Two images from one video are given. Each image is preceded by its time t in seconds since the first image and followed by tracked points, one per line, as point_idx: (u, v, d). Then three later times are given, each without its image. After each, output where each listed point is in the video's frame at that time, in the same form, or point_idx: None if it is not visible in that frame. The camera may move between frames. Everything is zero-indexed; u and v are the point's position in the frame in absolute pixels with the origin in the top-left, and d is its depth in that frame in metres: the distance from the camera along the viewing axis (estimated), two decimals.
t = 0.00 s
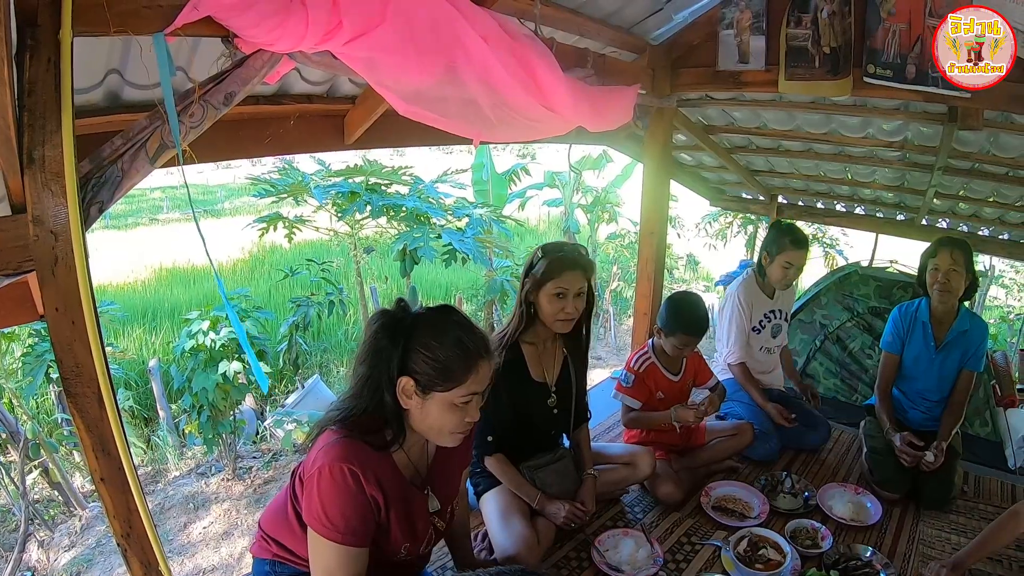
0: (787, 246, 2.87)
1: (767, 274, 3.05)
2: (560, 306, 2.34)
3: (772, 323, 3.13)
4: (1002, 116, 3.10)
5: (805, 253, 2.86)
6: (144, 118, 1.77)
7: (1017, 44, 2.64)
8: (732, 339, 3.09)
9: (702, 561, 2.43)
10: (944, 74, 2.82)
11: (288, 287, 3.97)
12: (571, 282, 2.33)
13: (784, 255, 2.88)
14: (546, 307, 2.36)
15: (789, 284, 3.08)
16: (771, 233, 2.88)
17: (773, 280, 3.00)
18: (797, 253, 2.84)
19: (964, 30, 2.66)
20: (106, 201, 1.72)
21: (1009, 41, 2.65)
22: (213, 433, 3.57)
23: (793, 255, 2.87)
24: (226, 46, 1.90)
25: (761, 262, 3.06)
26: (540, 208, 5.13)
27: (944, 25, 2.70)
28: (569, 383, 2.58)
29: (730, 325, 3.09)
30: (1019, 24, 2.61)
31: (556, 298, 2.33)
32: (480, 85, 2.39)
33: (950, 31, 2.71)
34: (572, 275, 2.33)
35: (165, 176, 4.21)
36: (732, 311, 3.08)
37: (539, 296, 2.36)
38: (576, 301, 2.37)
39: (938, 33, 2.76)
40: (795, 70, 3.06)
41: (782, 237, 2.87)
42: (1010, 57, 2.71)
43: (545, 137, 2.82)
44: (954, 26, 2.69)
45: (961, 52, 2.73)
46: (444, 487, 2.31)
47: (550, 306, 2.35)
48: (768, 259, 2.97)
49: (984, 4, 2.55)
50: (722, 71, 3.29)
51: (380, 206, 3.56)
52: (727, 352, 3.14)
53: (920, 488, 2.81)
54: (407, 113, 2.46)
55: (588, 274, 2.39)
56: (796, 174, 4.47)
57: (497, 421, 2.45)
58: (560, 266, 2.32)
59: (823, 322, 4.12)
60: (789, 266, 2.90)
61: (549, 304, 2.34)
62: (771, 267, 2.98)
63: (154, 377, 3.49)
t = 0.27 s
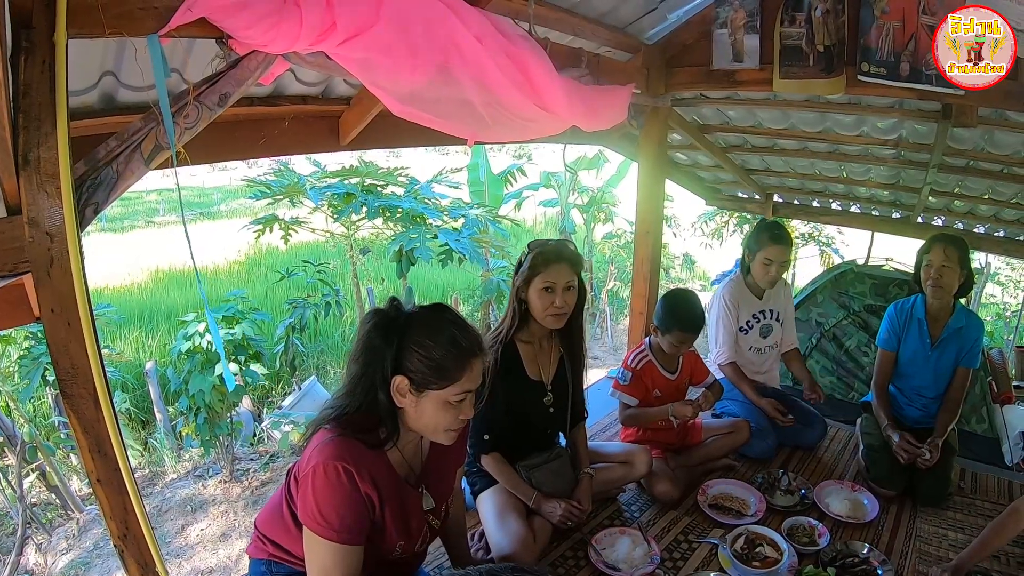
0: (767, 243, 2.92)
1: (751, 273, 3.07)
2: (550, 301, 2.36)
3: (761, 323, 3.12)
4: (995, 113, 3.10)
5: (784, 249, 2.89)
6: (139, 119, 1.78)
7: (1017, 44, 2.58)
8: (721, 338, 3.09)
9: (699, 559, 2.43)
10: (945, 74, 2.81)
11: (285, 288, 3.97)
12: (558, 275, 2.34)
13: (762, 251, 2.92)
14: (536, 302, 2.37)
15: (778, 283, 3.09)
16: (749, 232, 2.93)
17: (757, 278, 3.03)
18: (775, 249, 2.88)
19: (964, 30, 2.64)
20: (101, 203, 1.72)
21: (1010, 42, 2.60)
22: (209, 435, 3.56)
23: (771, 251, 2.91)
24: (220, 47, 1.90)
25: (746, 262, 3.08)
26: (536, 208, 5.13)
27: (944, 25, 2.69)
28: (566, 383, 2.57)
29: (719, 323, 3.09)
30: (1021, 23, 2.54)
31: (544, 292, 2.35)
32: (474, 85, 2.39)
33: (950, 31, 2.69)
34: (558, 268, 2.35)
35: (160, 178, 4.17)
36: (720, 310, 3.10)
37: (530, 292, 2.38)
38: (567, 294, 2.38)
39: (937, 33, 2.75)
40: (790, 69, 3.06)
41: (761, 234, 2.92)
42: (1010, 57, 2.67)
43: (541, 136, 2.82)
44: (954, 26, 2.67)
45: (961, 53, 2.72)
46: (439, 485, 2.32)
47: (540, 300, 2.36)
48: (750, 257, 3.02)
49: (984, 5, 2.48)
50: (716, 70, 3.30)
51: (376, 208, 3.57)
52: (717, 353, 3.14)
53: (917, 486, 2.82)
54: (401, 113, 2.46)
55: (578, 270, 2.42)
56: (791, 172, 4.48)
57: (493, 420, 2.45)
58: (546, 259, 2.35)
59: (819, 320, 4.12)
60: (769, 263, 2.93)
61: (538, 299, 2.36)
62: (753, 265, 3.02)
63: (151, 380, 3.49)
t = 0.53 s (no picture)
0: (757, 242, 2.93)
1: (743, 273, 3.08)
2: (547, 300, 2.36)
3: (753, 323, 3.13)
4: (989, 108, 3.12)
5: (774, 248, 2.90)
6: (135, 121, 1.79)
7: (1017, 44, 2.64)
8: (715, 337, 3.11)
9: (697, 554, 2.43)
10: (946, 75, 2.84)
11: (283, 290, 4.00)
12: (556, 275, 2.35)
13: (752, 249, 2.93)
14: (533, 301, 2.38)
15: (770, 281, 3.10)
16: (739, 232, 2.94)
17: (747, 276, 3.04)
18: (765, 247, 2.89)
19: (964, 30, 2.71)
20: (99, 203, 1.72)
21: (1010, 42, 2.66)
22: (209, 436, 3.56)
23: (761, 250, 2.92)
24: (216, 48, 1.91)
25: (737, 261, 3.09)
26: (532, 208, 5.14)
27: (944, 24, 2.75)
28: (561, 379, 2.59)
29: (711, 324, 3.12)
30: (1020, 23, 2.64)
31: (542, 292, 2.35)
32: (468, 85, 2.40)
33: (950, 31, 2.75)
34: (555, 268, 2.35)
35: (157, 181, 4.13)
36: (712, 309, 3.13)
37: (527, 291, 2.38)
38: (564, 293, 2.38)
39: (938, 34, 2.79)
40: (783, 65, 3.07)
41: (751, 233, 2.93)
42: (1010, 58, 2.70)
43: (535, 135, 2.83)
44: (954, 26, 2.73)
45: (961, 53, 2.76)
46: (435, 481, 2.33)
47: (538, 299, 2.36)
48: (741, 256, 3.03)
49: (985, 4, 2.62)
50: (710, 68, 3.32)
51: (373, 208, 3.59)
52: (711, 351, 3.17)
53: (915, 480, 2.82)
54: (395, 113, 2.47)
55: (573, 268, 2.42)
56: (787, 169, 4.50)
57: (489, 416, 2.46)
58: (545, 259, 2.34)
59: (816, 317, 4.13)
60: (759, 261, 2.93)
61: (536, 298, 2.36)
62: (743, 264, 3.03)
63: (151, 382, 3.51)
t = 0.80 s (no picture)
0: (747, 242, 2.94)
1: (734, 273, 3.09)
2: (540, 299, 2.38)
3: (745, 322, 3.15)
4: (978, 103, 3.13)
5: (764, 249, 2.92)
6: (127, 121, 1.79)
7: (1017, 45, 2.58)
8: (706, 337, 3.14)
9: (689, 548, 2.44)
10: (946, 75, 2.82)
11: (277, 291, 4.01)
12: (551, 276, 2.36)
13: (742, 250, 2.95)
14: (526, 300, 2.39)
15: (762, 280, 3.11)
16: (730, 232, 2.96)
17: (739, 276, 3.05)
18: (755, 248, 2.90)
19: (964, 30, 2.68)
20: (92, 204, 1.74)
21: (1010, 42, 2.61)
22: (204, 437, 3.55)
23: (752, 251, 2.93)
24: (207, 49, 1.93)
25: (728, 262, 3.10)
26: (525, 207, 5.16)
27: (944, 25, 2.72)
28: (552, 377, 2.61)
29: (703, 324, 3.15)
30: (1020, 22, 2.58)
31: (535, 292, 2.37)
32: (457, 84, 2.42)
33: (950, 31, 2.72)
34: (549, 269, 2.36)
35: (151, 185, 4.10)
36: (704, 309, 3.15)
37: (519, 290, 2.39)
38: (556, 293, 2.41)
39: (937, 34, 2.77)
40: (771, 63, 3.09)
41: (742, 233, 2.95)
42: (1012, 58, 2.65)
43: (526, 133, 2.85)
44: (954, 26, 2.70)
45: (961, 53, 2.73)
46: (426, 478, 2.34)
47: (532, 299, 2.38)
48: (731, 257, 3.05)
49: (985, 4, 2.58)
50: (699, 66, 3.34)
51: (366, 208, 3.61)
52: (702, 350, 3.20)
53: (906, 472, 2.83)
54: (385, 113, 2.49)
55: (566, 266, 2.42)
56: (779, 166, 4.51)
57: (480, 413, 2.47)
58: (538, 260, 2.35)
59: (808, 313, 4.15)
60: (750, 262, 2.95)
61: (530, 298, 2.37)
62: (734, 264, 3.04)
63: (146, 385, 3.51)
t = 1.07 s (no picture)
0: (731, 245, 2.98)
1: (719, 274, 3.12)
2: (522, 301, 2.40)
3: (728, 322, 3.18)
4: (955, 102, 3.19)
5: (749, 251, 2.94)
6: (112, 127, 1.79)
7: (1017, 45, 2.64)
8: (690, 337, 3.18)
9: (672, 543, 2.47)
10: (945, 74, 2.89)
11: (261, 295, 4.04)
12: (533, 279, 2.39)
13: (727, 253, 2.98)
14: (509, 302, 2.42)
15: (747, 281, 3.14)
16: (714, 233, 2.99)
17: (723, 277, 3.08)
18: (740, 250, 2.94)
19: (964, 29, 2.75)
20: (80, 208, 1.72)
21: (1010, 42, 2.66)
22: (190, 442, 3.64)
23: (737, 253, 2.96)
24: (191, 55, 1.96)
25: (713, 262, 3.14)
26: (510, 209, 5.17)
27: (944, 24, 2.78)
28: (535, 377, 2.64)
29: (687, 324, 3.18)
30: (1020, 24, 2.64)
31: (518, 294, 2.39)
32: (439, 88, 2.45)
33: (950, 30, 2.79)
34: (531, 272, 2.38)
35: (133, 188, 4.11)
36: (688, 309, 3.18)
37: (502, 292, 2.42)
38: (539, 295, 2.44)
39: (938, 33, 2.84)
40: (750, 65, 3.13)
41: (726, 235, 2.98)
42: (1012, 58, 2.70)
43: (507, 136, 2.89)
44: (954, 26, 2.77)
45: (961, 53, 2.79)
46: (411, 477, 2.36)
47: (514, 301, 2.40)
48: (716, 258, 3.08)
49: (985, 4, 2.64)
50: (680, 68, 3.39)
51: (349, 211, 3.63)
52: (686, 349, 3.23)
53: (887, 466, 2.86)
54: (366, 115, 2.52)
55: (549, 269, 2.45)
56: (760, 167, 4.58)
57: (464, 413, 2.49)
58: (521, 263, 2.37)
59: (789, 311, 4.20)
60: (734, 265, 2.98)
61: (512, 300, 2.40)
62: (719, 266, 3.08)
63: (131, 390, 3.51)
